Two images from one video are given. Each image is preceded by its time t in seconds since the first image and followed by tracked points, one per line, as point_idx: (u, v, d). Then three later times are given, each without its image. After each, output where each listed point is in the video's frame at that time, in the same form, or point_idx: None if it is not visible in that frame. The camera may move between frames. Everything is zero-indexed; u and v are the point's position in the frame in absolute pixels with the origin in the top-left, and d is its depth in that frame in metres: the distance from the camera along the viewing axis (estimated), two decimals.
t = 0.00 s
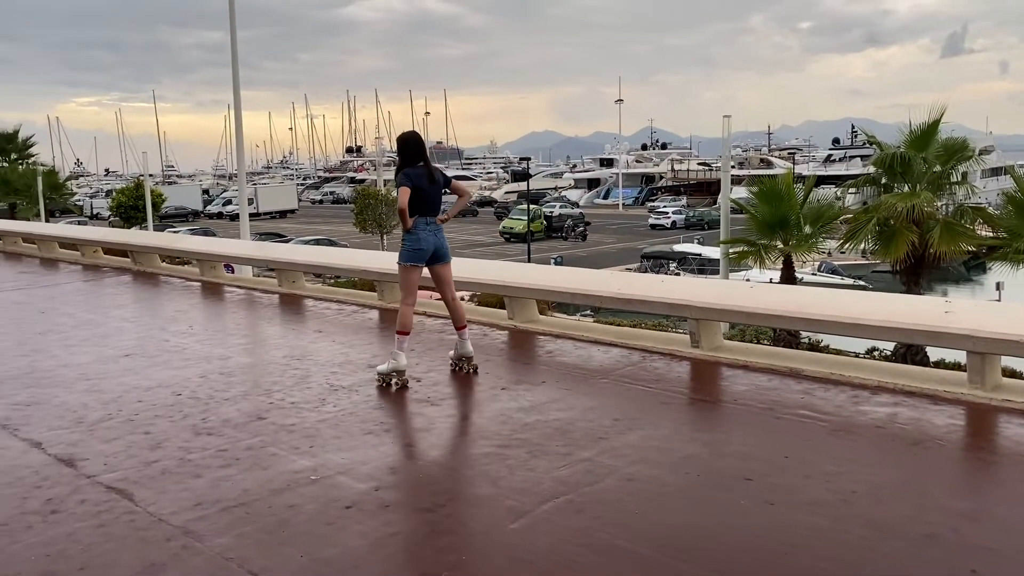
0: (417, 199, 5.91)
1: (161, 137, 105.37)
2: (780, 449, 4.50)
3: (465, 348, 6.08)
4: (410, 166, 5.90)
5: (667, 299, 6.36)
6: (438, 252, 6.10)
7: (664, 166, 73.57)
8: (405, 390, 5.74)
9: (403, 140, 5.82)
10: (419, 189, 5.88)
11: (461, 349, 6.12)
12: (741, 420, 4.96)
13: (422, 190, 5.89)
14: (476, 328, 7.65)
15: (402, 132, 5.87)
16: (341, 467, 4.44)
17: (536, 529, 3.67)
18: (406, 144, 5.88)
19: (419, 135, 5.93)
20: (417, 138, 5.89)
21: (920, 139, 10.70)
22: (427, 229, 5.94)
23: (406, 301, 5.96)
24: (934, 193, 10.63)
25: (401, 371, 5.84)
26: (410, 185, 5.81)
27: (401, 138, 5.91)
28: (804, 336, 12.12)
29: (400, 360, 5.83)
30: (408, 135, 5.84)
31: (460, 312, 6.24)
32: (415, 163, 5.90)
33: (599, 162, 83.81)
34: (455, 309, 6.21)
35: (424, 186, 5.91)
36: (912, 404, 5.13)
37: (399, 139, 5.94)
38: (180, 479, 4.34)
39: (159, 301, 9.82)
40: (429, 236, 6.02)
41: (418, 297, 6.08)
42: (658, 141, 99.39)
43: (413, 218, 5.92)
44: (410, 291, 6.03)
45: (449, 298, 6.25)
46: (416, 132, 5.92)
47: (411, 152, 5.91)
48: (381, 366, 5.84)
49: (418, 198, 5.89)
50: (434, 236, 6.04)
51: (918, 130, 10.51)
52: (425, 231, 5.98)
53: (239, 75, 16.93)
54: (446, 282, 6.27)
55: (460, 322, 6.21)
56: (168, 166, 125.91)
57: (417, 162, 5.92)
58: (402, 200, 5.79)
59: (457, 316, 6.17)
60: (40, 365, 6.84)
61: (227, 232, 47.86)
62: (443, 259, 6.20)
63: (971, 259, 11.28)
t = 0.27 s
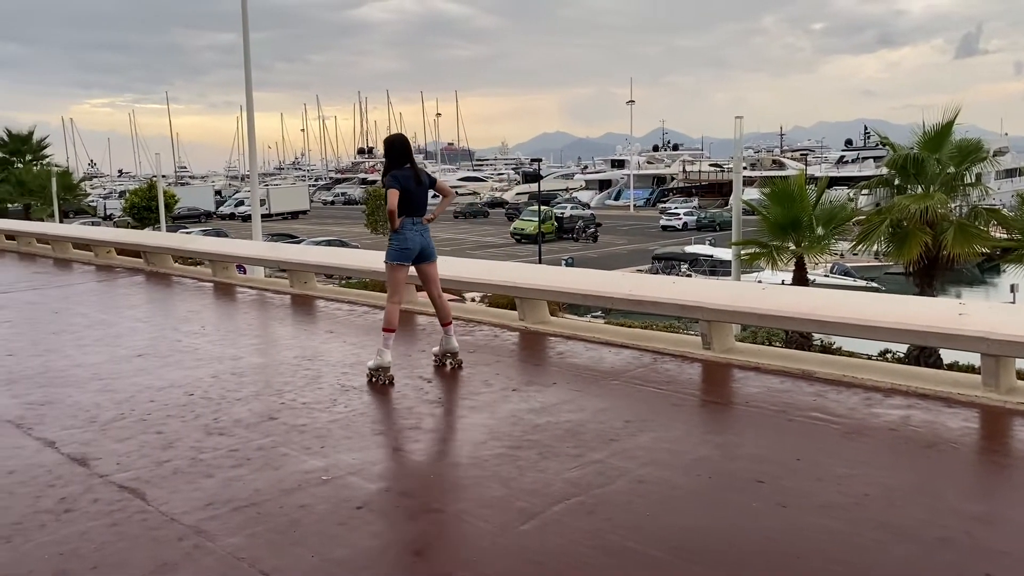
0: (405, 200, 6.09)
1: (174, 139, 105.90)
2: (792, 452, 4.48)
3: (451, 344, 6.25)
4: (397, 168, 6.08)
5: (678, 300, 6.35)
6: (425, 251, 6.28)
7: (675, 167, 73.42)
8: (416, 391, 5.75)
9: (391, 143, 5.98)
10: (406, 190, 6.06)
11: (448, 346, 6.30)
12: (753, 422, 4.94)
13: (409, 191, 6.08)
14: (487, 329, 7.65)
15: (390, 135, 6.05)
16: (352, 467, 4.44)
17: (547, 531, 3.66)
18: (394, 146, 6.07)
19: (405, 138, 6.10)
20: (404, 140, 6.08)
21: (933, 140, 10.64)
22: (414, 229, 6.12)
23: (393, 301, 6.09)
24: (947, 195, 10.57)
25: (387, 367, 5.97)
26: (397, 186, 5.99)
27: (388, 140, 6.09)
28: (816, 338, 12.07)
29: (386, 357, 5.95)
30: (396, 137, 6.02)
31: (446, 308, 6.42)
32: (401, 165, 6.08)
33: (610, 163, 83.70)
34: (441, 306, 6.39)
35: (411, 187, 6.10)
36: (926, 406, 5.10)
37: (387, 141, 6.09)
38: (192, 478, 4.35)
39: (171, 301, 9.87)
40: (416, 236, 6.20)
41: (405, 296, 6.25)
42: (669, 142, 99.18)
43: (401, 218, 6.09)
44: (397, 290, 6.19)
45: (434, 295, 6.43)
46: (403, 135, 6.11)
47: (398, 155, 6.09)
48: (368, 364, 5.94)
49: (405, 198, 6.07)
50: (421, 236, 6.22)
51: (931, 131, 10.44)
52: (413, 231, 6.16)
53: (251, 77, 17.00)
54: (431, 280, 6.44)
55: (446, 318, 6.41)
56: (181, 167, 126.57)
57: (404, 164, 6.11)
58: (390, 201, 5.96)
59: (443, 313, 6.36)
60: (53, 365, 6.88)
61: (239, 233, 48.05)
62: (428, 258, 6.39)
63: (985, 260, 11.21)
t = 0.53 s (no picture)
0: (397, 200, 6.22)
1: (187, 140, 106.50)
2: (804, 454, 4.46)
3: (438, 342, 6.41)
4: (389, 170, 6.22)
5: (690, 302, 6.34)
6: (417, 251, 6.40)
7: (687, 168, 73.22)
8: (427, 392, 5.75)
9: (383, 144, 6.14)
10: (399, 190, 6.19)
11: (434, 344, 6.47)
12: (764, 424, 4.92)
13: (401, 192, 6.21)
14: (498, 330, 7.66)
15: (381, 137, 6.20)
16: (363, 468, 4.45)
17: (558, 532, 3.66)
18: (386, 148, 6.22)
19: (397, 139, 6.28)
20: (395, 143, 6.23)
21: (947, 141, 10.56)
22: (407, 229, 6.24)
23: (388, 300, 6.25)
24: (961, 196, 10.50)
25: (381, 363, 6.13)
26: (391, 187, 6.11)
27: (380, 143, 6.24)
28: (828, 340, 12.02)
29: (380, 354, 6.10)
30: (387, 139, 6.17)
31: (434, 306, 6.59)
32: (394, 167, 6.22)
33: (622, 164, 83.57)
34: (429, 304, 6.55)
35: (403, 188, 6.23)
36: (939, 409, 5.06)
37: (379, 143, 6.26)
38: (204, 478, 4.37)
39: (184, 302, 9.93)
40: (409, 235, 6.32)
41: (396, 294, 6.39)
42: (680, 143, 98.91)
43: (394, 218, 6.21)
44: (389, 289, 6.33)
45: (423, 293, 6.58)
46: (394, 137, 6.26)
47: (390, 157, 6.24)
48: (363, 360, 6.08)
49: (398, 199, 6.19)
50: (413, 236, 6.33)
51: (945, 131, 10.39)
52: (405, 231, 6.28)
53: (264, 79, 17.08)
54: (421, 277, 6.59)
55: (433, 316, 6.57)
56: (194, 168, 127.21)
57: (395, 165, 6.25)
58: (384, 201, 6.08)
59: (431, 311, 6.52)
60: (67, 365, 6.92)
61: (251, 234, 48.25)
62: (420, 258, 6.51)
63: (999, 262, 11.12)
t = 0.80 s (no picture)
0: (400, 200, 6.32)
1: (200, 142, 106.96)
2: (818, 457, 4.44)
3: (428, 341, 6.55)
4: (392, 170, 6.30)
5: (702, 304, 6.33)
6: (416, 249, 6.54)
7: (699, 169, 73.02)
8: (439, 393, 5.77)
9: (387, 145, 6.22)
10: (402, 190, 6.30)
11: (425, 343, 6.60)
12: (777, 427, 4.90)
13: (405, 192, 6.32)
14: (509, 331, 7.66)
15: (383, 138, 6.27)
16: (375, 468, 4.47)
17: (571, 534, 3.66)
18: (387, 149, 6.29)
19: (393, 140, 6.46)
20: (396, 144, 6.33)
21: (961, 142, 10.50)
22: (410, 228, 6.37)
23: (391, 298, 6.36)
24: (975, 198, 10.43)
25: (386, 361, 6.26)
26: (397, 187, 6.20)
27: (381, 144, 6.30)
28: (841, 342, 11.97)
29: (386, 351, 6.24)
30: (390, 140, 6.26)
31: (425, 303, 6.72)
32: (396, 168, 6.31)
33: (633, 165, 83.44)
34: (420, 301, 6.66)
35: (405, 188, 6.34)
36: (954, 412, 5.04)
37: (378, 144, 6.32)
38: (218, 478, 4.40)
39: (197, 302, 9.98)
40: (408, 234, 6.45)
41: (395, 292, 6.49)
42: (692, 144, 98.70)
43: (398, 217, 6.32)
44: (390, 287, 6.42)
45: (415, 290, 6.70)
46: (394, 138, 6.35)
47: (391, 157, 6.32)
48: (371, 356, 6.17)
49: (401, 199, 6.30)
50: (413, 235, 6.47)
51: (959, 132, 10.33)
52: (407, 230, 6.41)
53: (277, 81, 17.16)
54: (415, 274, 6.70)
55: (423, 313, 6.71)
56: (207, 170, 127.82)
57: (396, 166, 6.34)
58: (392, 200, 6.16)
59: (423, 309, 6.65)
60: (82, 365, 6.97)
61: (263, 235, 48.43)
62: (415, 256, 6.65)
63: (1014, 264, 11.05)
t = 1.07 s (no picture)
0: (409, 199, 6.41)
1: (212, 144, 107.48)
2: (832, 460, 4.42)
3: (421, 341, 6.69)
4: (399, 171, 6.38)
5: (715, 306, 6.31)
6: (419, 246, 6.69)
7: (711, 171, 72.89)
8: (451, 395, 5.77)
9: (393, 146, 6.28)
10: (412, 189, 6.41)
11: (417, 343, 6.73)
12: (790, 429, 4.88)
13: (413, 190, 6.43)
14: (521, 333, 7.66)
15: (386, 140, 6.30)
16: (388, 470, 4.47)
17: (583, 536, 3.66)
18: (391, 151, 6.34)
19: (381, 141, 6.54)
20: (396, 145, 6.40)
21: (975, 143, 10.43)
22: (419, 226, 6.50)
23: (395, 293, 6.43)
24: (990, 199, 10.36)
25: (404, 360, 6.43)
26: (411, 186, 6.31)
27: (384, 146, 6.32)
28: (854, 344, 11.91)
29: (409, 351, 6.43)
30: (394, 141, 6.31)
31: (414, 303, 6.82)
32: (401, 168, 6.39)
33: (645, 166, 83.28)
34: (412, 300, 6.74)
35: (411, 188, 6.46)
36: (969, 415, 5.01)
37: (380, 147, 6.33)
38: (231, 478, 4.42)
39: (210, 303, 10.03)
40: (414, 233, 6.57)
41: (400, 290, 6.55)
42: (703, 146, 98.44)
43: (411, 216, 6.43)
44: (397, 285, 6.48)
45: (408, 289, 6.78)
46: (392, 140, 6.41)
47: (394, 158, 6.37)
48: (394, 358, 6.30)
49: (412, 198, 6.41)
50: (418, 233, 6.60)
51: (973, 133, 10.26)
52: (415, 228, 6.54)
53: (289, 82, 17.22)
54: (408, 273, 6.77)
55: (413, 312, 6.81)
56: (218, 171, 128.39)
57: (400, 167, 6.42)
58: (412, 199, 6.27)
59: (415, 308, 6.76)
60: (96, 366, 7.02)
61: (275, 236, 48.58)
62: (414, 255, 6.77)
63: None
